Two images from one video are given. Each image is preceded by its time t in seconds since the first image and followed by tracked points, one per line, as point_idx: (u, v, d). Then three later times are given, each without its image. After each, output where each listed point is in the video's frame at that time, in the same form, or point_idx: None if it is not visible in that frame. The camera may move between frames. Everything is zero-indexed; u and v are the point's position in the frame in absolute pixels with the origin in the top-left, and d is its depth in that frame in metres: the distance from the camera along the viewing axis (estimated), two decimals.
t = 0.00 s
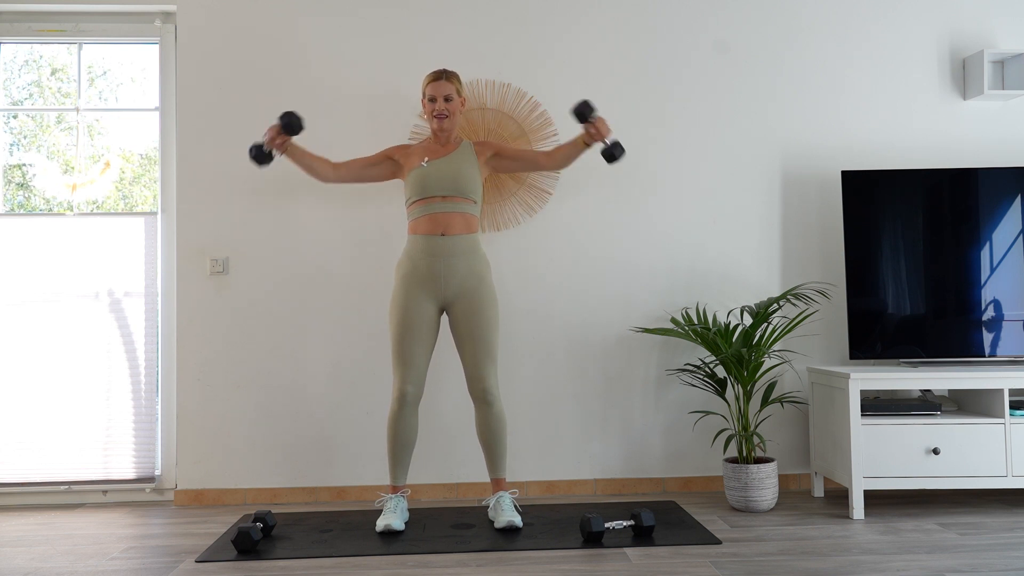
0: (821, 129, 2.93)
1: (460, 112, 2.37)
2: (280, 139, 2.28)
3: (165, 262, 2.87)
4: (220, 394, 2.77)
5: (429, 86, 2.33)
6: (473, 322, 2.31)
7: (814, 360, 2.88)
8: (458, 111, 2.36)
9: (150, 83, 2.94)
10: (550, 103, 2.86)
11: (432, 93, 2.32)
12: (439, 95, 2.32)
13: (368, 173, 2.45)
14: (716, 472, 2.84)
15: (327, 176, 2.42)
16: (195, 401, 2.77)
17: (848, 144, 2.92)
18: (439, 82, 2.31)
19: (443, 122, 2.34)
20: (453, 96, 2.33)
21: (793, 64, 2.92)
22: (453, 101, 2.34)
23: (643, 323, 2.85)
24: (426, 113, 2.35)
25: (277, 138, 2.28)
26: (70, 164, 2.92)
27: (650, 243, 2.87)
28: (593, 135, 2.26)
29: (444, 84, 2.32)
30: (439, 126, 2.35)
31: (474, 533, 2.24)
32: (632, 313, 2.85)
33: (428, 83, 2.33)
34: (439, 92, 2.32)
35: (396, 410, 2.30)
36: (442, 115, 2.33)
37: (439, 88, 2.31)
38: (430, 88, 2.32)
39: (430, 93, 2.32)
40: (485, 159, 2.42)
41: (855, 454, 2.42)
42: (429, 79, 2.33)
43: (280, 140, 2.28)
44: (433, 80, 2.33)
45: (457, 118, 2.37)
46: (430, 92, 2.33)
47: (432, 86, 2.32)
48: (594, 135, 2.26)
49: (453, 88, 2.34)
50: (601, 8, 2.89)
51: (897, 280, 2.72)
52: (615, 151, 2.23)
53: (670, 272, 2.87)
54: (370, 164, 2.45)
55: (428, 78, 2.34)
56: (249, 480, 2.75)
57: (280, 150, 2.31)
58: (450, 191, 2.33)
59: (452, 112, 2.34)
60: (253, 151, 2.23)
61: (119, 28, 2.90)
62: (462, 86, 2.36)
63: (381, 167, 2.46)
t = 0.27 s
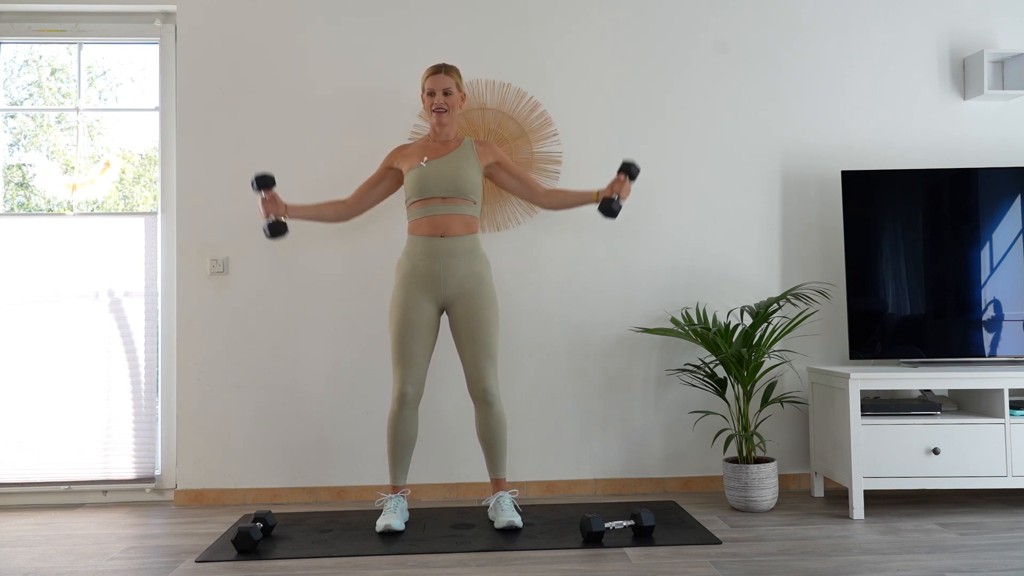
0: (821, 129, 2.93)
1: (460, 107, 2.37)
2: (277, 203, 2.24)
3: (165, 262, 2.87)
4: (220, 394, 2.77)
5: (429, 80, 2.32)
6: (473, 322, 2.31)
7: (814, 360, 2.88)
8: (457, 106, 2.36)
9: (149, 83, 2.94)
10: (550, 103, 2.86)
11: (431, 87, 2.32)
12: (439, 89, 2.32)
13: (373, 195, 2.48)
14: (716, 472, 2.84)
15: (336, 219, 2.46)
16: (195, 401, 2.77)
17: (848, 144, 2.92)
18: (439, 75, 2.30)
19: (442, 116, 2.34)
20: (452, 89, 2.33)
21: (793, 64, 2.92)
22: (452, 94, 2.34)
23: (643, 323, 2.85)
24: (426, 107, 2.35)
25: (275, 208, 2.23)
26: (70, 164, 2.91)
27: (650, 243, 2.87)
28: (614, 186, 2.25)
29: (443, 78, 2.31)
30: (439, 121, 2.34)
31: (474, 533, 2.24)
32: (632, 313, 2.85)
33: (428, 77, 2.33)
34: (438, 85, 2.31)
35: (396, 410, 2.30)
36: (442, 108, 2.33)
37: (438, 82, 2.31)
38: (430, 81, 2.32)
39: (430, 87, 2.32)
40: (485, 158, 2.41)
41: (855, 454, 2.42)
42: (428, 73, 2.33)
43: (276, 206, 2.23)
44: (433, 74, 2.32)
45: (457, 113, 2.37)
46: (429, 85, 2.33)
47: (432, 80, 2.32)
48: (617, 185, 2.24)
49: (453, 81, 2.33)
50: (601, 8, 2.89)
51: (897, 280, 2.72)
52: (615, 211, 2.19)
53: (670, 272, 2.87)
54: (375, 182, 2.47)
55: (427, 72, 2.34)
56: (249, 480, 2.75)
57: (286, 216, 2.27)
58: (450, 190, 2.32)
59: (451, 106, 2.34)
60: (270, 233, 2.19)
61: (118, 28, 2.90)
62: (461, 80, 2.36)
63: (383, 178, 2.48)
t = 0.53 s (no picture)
0: (821, 129, 2.93)
1: (460, 107, 2.37)
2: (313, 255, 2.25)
3: (165, 262, 2.87)
4: (220, 394, 2.77)
5: (429, 79, 2.32)
6: (473, 323, 2.31)
7: (814, 360, 2.88)
8: (457, 106, 2.36)
9: (149, 83, 2.94)
10: (550, 103, 2.86)
11: (431, 87, 2.32)
12: (439, 88, 2.32)
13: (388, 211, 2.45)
14: (716, 472, 2.84)
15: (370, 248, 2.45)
16: (195, 401, 2.77)
17: (848, 144, 2.92)
18: (439, 74, 2.30)
19: (442, 116, 2.34)
20: (452, 89, 2.33)
21: (793, 64, 2.93)
22: (452, 94, 2.34)
23: (643, 323, 2.86)
24: (426, 107, 2.35)
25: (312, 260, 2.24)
26: (70, 164, 2.92)
27: (650, 243, 2.87)
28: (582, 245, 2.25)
29: (443, 78, 2.31)
30: (439, 120, 2.35)
31: (474, 533, 2.24)
32: (632, 313, 2.85)
33: (428, 76, 2.33)
34: (438, 85, 2.31)
35: (396, 410, 2.30)
36: (441, 108, 2.33)
37: (438, 81, 2.31)
38: (430, 81, 2.32)
39: (430, 87, 2.32)
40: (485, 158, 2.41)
41: (855, 454, 2.42)
42: (428, 73, 2.33)
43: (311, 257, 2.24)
44: (433, 74, 2.32)
45: (457, 113, 2.37)
46: (429, 85, 2.33)
47: (432, 80, 2.32)
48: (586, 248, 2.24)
49: (453, 81, 2.33)
50: (601, 8, 2.89)
51: (897, 280, 2.72)
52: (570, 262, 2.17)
53: (670, 272, 2.87)
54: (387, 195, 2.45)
55: (427, 72, 2.34)
56: (249, 480, 2.75)
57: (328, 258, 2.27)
58: (450, 190, 2.32)
59: (451, 106, 2.34)
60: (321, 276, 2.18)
61: (119, 28, 2.90)
62: (461, 80, 2.36)
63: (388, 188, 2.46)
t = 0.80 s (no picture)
0: (822, 129, 2.93)
1: (460, 108, 2.37)
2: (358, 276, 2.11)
3: (165, 262, 2.87)
4: (220, 394, 2.78)
5: (429, 81, 2.32)
6: (473, 323, 2.31)
7: (814, 360, 2.88)
8: (458, 107, 2.36)
9: (149, 83, 2.94)
10: (550, 103, 2.86)
11: (432, 88, 2.32)
12: (439, 90, 2.32)
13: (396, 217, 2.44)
14: (716, 472, 2.84)
15: (394, 256, 2.41)
16: (195, 401, 2.77)
17: (848, 144, 2.92)
18: (439, 76, 2.30)
19: (443, 118, 2.34)
20: (453, 90, 2.33)
21: (793, 63, 2.93)
22: (453, 96, 2.33)
23: (643, 323, 2.86)
24: (427, 108, 2.35)
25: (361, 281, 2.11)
26: (70, 164, 2.92)
27: (651, 243, 2.87)
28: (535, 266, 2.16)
29: (444, 79, 2.31)
30: (439, 122, 2.35)
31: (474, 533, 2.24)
32: (633, 314, 2.85)
33: (429, 78, 2.33)
34: (439, 86, 2.31)
35: (396, 410, 2.30)
36: (442, 109, 2.33)
37: (439, 83, 2.31)
38: (430, 82, 2.32)
39: (430, 88, 2.32)
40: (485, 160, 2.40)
41: (855, 454, 2.42)
42: (429, 74, 2.33)
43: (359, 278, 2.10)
44: (433, 76, 2.32)
45: (457, 114, 2.37)
46: (430, 87, 2.33)
47: (432, 81, 2.32)
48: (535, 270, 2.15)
49: (453, 83, 2.33)
50: (601, 8, 2.89)
51: (897, 280, 2.72)
52: (502, 271, 2.05)
53: (670, 272, 2.87)
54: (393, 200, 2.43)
55: (428, 73, 2.34)
56: (249, 479, 2.75)
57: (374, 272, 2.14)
58: (450, 191, 2.32)
59: (451, 108, 2.34)
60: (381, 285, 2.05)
61: (119, 28, 2.90)
62: (462, 81, 2.36)
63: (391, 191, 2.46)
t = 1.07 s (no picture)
0: (822, 129, 2.92)
1: (462, 106, 2.37)
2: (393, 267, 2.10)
3: (165, 262, 2.87)
4: (220, 394, 2.78)
5: (431, 78, 2.33)
6: (473, 323, 2.31)
7: (814, 360, 2.88)
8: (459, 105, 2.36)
9: (149, 83, 2.94)
10: (550, 103, 2.86)
11: (434, 85, 2.33)
12: (442, 87, 2.32)
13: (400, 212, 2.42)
14: (716, 472, 2.84)
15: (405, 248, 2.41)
16: (195, 401, 2.77)
17: (848, 144, 2.92)
18: (442, 73, 2.31)
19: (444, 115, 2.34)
20: (455, 88, 2.34)
21: (793, 63, 2.92)
22: (455, 94, 2.34)
23: (643, 323, 2.85)
24: (428, 106, 2.35)
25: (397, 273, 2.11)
26: (70, 164, 2.91)
27: (650, 243, 2.87)
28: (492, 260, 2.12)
29: (446, 77, 2.32)
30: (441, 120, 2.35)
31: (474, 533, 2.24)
32: (632, 314, 2.85)
33: (430, 75, 2.34)
34: (441, 83, 2.32)
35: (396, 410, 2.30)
36: (444, 106, 2.33)
37: (441, 80, 2.32)
38: (432, 79, 2.33)
39: (432, 85, 2.33)
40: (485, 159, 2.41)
41: (855, 454, 2.42)
42: (431, 71, 2.34)
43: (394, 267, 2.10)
44: (436, 72, 2.33)
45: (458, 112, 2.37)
46: (432, 84, 2.33)
47: (434, 78, 2.33)
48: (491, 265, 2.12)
49: (455, 81, 2.34)
50: (601, 8, 2.89)
51: (897, 280, 2.72)
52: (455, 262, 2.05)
53: (670, 272, 2.87)
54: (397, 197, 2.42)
55: (430, 71, 2.35)
56: (248, 479, 2.76)
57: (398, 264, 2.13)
58: (450, 191, 2.32)
59: (453, 106, 2.34)
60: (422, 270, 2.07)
61: (119, 28, 2.90)
62: (464, 80, 2.36)
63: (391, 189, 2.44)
